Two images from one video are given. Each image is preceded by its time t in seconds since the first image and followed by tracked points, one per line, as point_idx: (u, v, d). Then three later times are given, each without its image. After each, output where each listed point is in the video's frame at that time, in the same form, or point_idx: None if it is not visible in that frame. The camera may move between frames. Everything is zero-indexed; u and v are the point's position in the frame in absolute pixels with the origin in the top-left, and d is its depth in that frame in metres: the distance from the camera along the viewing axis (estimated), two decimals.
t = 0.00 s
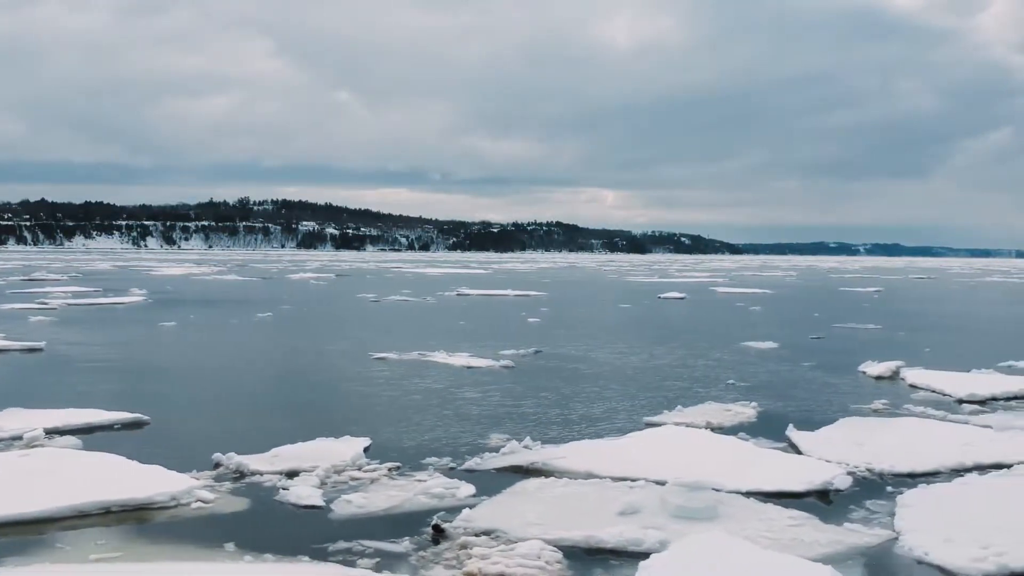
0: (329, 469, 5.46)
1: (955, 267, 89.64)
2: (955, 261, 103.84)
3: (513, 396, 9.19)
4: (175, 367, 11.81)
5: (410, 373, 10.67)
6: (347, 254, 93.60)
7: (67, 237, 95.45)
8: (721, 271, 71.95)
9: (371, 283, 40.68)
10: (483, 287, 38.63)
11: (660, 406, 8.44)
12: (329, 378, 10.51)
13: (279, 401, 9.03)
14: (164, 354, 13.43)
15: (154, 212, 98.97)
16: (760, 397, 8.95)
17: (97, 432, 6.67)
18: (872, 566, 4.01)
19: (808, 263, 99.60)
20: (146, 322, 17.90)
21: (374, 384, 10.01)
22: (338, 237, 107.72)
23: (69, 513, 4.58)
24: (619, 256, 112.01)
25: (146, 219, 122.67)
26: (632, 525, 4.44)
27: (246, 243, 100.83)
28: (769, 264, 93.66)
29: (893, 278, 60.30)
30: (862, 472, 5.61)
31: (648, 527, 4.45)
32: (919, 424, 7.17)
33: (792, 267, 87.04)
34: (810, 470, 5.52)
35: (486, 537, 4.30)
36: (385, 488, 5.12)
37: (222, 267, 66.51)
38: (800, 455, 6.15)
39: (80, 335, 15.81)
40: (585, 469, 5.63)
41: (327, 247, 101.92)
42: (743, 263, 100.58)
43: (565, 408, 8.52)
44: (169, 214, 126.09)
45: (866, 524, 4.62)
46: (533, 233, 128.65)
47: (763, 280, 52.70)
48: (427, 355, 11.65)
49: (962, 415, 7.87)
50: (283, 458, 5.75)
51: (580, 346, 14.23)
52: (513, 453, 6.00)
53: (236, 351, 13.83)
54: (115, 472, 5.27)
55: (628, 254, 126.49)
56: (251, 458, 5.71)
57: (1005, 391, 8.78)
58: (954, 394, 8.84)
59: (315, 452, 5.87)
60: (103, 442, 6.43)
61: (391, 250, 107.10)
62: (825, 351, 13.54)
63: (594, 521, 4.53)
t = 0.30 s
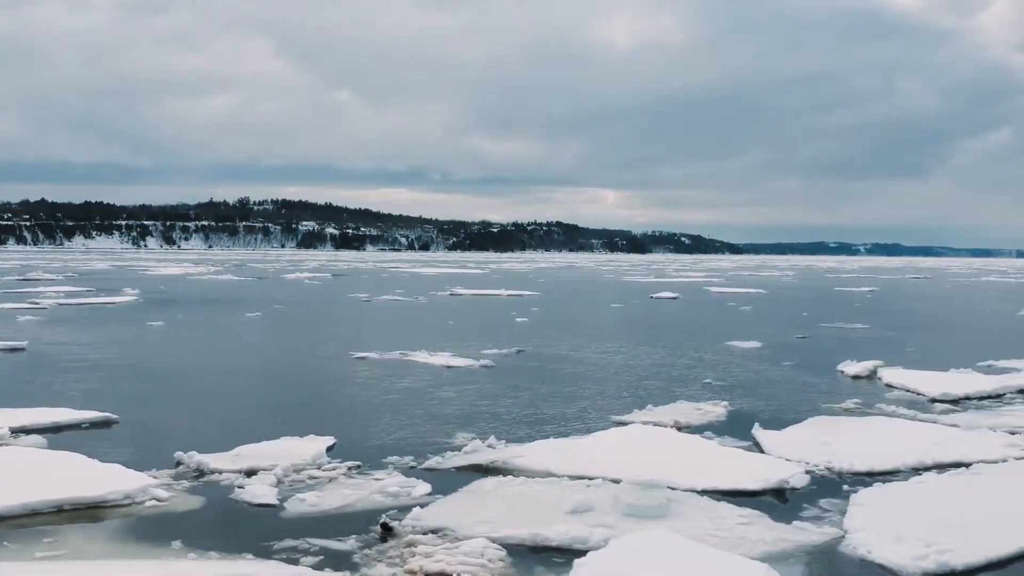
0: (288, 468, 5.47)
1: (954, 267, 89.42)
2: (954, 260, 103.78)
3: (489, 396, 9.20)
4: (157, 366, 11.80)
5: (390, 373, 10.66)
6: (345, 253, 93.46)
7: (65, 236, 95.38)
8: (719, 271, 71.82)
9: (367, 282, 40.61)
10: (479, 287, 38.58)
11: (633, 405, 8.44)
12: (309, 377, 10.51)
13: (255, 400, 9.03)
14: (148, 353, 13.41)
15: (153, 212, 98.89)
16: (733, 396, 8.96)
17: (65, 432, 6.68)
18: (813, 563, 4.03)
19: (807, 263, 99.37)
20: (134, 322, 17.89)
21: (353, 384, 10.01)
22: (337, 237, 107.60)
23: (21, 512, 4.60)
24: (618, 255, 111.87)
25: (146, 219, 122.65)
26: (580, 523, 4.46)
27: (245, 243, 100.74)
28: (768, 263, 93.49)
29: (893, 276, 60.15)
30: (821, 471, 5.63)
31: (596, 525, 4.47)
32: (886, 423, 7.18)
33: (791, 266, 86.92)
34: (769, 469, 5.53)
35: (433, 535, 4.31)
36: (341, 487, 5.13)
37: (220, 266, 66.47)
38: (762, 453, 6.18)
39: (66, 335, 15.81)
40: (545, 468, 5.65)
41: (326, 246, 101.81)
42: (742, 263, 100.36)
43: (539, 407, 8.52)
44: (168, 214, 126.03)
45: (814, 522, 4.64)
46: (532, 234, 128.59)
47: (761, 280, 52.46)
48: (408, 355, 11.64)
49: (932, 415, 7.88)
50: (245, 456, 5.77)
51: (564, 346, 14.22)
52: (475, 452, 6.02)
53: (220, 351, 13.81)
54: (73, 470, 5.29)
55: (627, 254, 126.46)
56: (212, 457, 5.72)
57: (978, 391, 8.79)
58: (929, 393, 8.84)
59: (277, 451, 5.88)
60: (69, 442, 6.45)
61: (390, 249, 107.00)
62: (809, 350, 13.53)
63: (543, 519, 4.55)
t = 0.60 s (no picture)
0: (248, 467, 5.50)
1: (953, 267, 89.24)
2: (954, 258, 103.70)
3: (464, 396, 9.20)
4: (138, 366, 11.77)
5: (370, 373, 10.67)
6: (343, 253, 93.35)
7: (64, 237, 95.41)
8: (717, 271, 71.75)
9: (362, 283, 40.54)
10: (474, 287, 38.51)
11: (607, 405, 8.45)
12: (288, 377, 10.50)
13: (232, 400, 9.03)
14: (131, 353, 13.41)
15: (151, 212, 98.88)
16: (707, 397, 8.97)
17: (31, 432, 6.72)
18: (754, 563, 4.05)
19: (805, 263, 99.22)
20: (122, 322, 17.90)
21: (332, 384, 10.00)
22: (336, 237, 107.50)
23: None
24: (616, 255, 111.79)
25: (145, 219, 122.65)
26: (528, 522, 4.49)
27: (244, 243, 100.65)
28: (766, 263, 93.34)
29: (889, 276, 59.94)
30: (780, 471, 5.66)
31: (543, 524, 4.49)
32: (854, 422, 7.20)
33: (790, 266, 86.84)
34: (727, 471, 5.54)
35: (380, 534, 4.33)
36: (297, 486, 5.15)
37: (218, 267, 66.47)
38: (725, 452, 6.20)
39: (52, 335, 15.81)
40: (504, 467, 5.68)
41: (325, 246, 101.71)
42: (741, 262, 100.21)
43: (513, 407, 8.53)
44: (168, 213, 126.17)
45: (763, 522, 4.66)
46: (532, 234, 128.47)
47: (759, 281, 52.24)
48: (390, 355, 11.65)
49: (902, 415, 7.89)
50: (206, 455, 5.79)
51: (548, 346, 14.22)
52: (437, 450, 6.04)
53: (204, 351, 13.79)
54: (32, 468, 5.31)
55: (626, 254, 126.41)
56: (174, 456, 5.74)
57: (951, 391, 8.80)
58: (901, 393, 8.87)
59: (240, 450, 5.90)
60: (34, 442, 6.47)
61: (389, 249, 106.89)
62: (792, 350, 13.53)
63: (493, 518, 4.57)
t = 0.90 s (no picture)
0: (208, 467, 5.52)
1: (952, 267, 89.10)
2: (953, 257, 103.52)
3: (440, 396, 9.23)
4: (120, 366, 11.79)
5: (350, 373, 10.69)
6: (342, 253, 93.33)
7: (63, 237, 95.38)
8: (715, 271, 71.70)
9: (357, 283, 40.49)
10: (468, 287, 38.47)
11: (579, 405, 8.47)
12: (268, 378, 10.53)
13: (207, 401, 9.06)
14: (115, 353, 13.44)
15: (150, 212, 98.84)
16: (681, 396, 8.99)
17: None
18: (698, 562, 4.07)
19: (804, 262, 99.12)
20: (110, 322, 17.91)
21: (309, 384, 10.03)
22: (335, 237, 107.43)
23: None
24: (615, 255, 111.72)
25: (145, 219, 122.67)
26: (477, 522, 4.50)
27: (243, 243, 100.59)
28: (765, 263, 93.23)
29: (887, 276, 59.81)
30: (739, 471, 5.68)
31: (493, 523, 4.50)
32: (821, 422, 7.22)
33: (788, 265, 86.78)
34: (684, 471, 5.56)
35: (328, 534, 4.35)
36: (254, 486, 5.17)
37: (215, 266, 66.44)
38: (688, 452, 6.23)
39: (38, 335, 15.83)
40: (464, 468, 5.70)
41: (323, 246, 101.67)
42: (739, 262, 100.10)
43: (487, 407, 8.55)
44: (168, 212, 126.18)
45: (713, 522, 4.67)
46: (531, 233, 128.44)
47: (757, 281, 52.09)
48: (370, 355, 11.69)
49: (872, 415, 7.91)
50: (168, 455, 5.81)
51: (533, 346, 14.24)
52: (400, 450, 6.07)
53: (188, 351, 13.81)
54: None
55: (625, 253, 126.11)
56: (136, 456, 5.76)
57: (925, 391, 8.81)
58: (875, 393, 8.88)
59: (202, 450, 5.92)
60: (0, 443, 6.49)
61: (388, 249, 106.84)
62: (775, 350, 13.54)
63: (443, 518, 4.58)
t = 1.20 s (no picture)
0: (168, 467, 5.54)
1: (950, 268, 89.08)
2: (951, 258, 103.54)
3: (414, 397, 9.26)
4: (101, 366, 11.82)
5: (330, 373, 10.73)
6: (340, 254, 93.20)
7: (61, 237, 95.38)
8: (712, 271, 71.72)
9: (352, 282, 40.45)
10: (462, 287, 38.47)
11: (552, 405, 8.51)
12: (248, 378, 10.56)
13: (182, 402, 9.07)
14: (97, 352, 13.45)
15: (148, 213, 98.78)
16: (655, 397, 9.01)
17: None
18: (642, 562, 4.10)
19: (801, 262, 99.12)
20: (98, 321, 17.91)
21: (287, 384, 10.06)
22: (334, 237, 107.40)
23: None
24: (614, 255, 111.74)
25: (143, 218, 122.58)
26: (427, 521, 4.53)
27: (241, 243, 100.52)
28: (763, 263, 93.20)
29: (884, 275, 59.76)
30: (699, 470, 5.71)
31: (443, 522, 4.53)
32: (790, 422, 7.25)
33: (786, 265, 86.79)
34: (643, 471, 5.59)
35: (277, 534, 4.37)
36: (209, 486, 5.19)
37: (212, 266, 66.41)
38: (651, 452, 6.26)
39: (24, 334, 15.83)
40: (425, 467, 5.73)
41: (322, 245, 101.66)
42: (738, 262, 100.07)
43: (460, 407, 8.57)
44: (166, 212, 126.23)
45: (664, 521, 4.71)
46: (530, 233, 128.46)
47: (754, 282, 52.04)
48: (351, 355, 11.72)
49: (843, 414, 7.95)
50: (129, 455, 5.84)
51: (516, 347, 14.27)
52: (363, 450, 6.10)
53: (171, 352, 13.82)
54: None
55: (624, 254, 126.16)
56: (97, 456, 5.77)
57: (899, 391, 8.85)
58: (848, 393, 8.92)
59: (165, 450, 5.95)
60: None
61: (387, 249, 106.84)
62: (757, 350, 13.58)
63: (394, 517, 4.61)
